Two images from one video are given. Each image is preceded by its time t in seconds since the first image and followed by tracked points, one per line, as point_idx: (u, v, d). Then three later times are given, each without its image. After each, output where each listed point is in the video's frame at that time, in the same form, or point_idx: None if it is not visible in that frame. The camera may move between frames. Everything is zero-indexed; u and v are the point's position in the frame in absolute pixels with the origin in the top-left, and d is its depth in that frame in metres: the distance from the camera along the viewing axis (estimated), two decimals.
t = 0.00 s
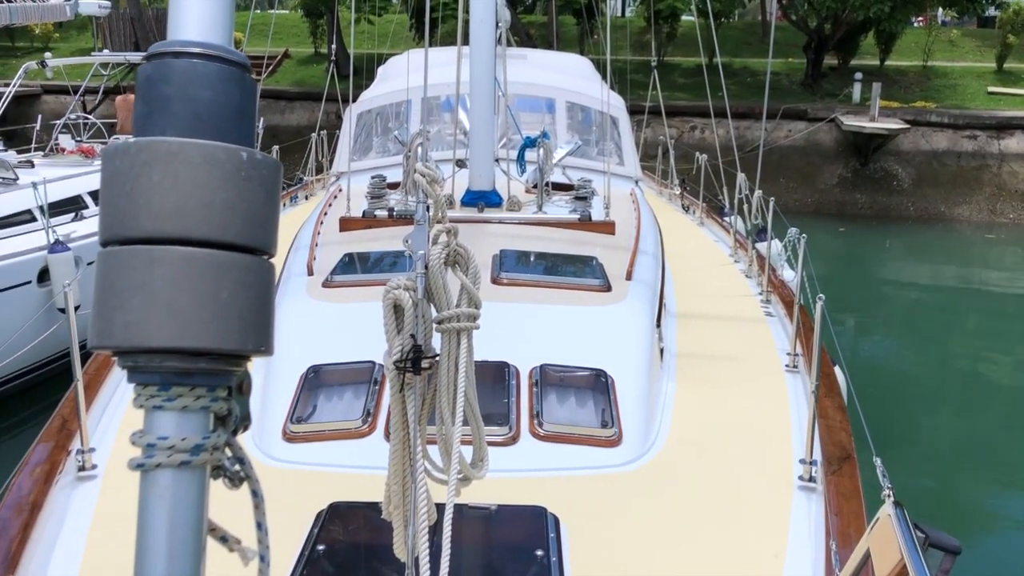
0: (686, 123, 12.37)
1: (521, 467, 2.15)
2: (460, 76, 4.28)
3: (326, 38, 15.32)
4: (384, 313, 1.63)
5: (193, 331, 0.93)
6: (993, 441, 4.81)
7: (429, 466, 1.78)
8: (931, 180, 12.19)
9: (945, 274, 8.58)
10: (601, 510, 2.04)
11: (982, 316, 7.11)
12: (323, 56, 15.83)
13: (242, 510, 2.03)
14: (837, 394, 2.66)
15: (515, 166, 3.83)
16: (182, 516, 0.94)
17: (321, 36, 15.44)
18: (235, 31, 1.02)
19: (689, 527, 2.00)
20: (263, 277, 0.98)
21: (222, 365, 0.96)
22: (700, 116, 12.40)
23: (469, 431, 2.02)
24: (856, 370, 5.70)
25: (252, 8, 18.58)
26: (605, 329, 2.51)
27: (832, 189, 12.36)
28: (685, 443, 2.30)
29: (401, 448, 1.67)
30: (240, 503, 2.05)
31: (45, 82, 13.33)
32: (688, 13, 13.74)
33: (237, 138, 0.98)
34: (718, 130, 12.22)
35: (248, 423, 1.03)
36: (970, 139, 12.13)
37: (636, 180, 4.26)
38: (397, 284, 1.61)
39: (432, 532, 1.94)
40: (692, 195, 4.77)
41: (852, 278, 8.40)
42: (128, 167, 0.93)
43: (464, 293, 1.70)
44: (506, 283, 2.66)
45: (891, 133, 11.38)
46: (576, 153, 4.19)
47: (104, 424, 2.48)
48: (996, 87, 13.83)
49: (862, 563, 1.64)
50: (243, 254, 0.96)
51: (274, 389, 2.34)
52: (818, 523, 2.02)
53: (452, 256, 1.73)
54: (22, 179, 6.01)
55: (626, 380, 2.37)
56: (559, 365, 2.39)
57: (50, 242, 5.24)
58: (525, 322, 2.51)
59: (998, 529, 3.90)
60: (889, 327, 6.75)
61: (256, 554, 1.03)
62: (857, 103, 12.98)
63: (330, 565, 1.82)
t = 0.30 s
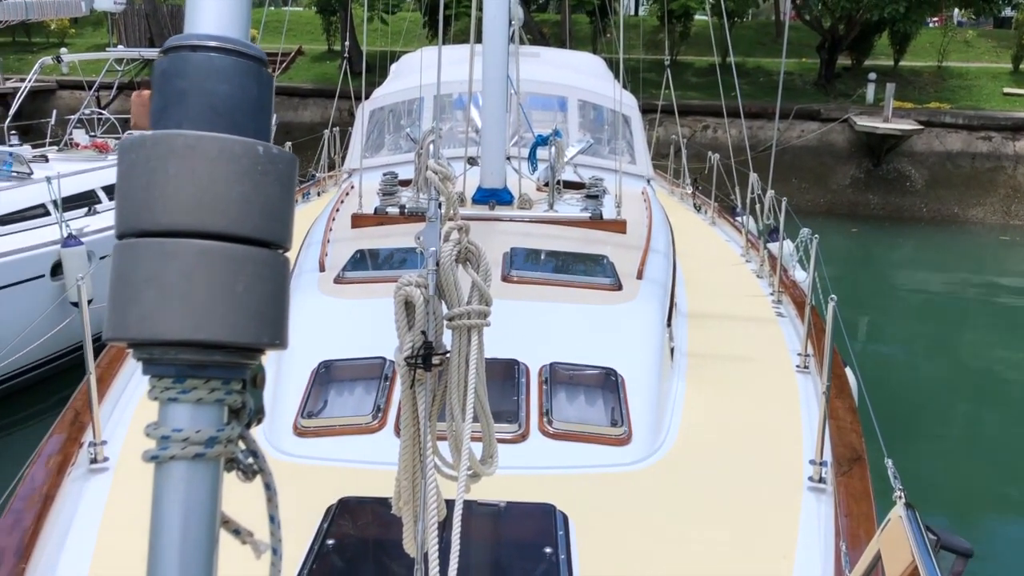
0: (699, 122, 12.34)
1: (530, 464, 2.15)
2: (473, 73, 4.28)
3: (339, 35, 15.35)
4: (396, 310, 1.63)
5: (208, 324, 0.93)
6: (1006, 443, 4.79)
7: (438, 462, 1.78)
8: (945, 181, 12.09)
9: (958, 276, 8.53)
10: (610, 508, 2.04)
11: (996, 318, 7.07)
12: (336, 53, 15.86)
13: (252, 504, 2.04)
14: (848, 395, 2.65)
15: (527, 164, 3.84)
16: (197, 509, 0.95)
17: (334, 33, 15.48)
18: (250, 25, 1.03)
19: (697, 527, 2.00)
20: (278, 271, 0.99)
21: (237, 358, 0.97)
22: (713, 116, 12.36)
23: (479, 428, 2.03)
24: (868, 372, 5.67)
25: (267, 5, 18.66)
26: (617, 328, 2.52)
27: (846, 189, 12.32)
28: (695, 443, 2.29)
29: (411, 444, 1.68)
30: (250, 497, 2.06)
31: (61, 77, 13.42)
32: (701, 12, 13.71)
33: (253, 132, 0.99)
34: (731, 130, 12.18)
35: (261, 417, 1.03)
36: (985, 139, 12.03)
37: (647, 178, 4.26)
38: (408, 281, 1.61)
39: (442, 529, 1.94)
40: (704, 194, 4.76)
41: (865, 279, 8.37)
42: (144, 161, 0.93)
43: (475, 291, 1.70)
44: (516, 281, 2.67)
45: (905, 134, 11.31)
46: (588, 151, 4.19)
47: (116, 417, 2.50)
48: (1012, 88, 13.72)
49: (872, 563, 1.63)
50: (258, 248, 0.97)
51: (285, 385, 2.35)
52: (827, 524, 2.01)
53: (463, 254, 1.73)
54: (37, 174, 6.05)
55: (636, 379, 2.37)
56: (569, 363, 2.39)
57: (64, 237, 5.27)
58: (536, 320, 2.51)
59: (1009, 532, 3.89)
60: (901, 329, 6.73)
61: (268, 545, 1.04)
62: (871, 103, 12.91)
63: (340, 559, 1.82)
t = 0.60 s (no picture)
0: (717, 120, 12.28)
1: (546, 462, 2.14)
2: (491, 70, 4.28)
3: (356, 31, 15.36)
4: (413, 305, 1.62)
5: (232, 317, 0.93)
6: None
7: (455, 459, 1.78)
8: (965, 181, 11.98)
9: (978, 277, 8.45)
10: (627, 507, 2.03)
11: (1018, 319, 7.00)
12: (353, 50, 15.89)
13: (268, 500, 2.04)
14: (867, 395, 2.63)
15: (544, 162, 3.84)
16: (219, 503, 0.95)
17: (351, 29, 15.50)
18: (276, 16, 1.02)
19: (714, 526, 1.99)
20: (303, 264, 0.99)
21: (261, 352, 0.96)
22: (730, 114, 12.30)
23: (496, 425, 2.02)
24: (887, 371, 5.64)
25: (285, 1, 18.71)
26: (635, 326, 2.51)
27: (863, 189, 12.25)
28: (712, 442, 2.28)
29: (428, 441, 1.67)
30: (266, 493, 2.06)
31: (80, 73, 13.51)
32: (718, 9, 13.65)
33: (279, 123, 0.98)
34: (749, 127, 12.11)
35: (284, 411, 1.03)
36: (1007, 138, 11.89)
37: (665, 176, 4.25)
38: (426, 277, 1.60)
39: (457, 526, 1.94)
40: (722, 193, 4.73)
41: (883, 279, 8.31)
42: (170, 151, 0.93)
43: (493, 287, 1.69)
44: (532, 278, 2.66)
45: (925, 133, 11.23)
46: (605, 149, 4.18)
47: (133, 411, 2.51)
48: None
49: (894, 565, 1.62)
50: (284, 240, 0.96)
51: (301, 381, 2.35)
52: (846, 525, 2.00)
53: (482, 249, 1.72)
54: (56, 169, 6.09)
55: (653, 377, 2.36)
56: (586, 361, 2.38)
57: (82, 232, 5.29)
58: (552, 318, 2.51)
59: None
60: (921, 328, 6.69)
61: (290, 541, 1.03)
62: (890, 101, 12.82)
63: (355, 556, 1.82)
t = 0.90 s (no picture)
0: (727, 122, 12.25)
1: (558, 466, 2.14)
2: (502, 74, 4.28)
3: (365, 36, 15.39)
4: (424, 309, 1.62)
5: (249, 322, 0.93)
6: None
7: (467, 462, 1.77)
8: (977, 182, 11.91)
9: (993, 279, 8.39)
10: (639, 511, 2.03)
11: None
12: (363, 55, 15.93)
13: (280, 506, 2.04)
14: (880, 398, 2.62)
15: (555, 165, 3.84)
16: (237, 509, 0.95)
17: (362, 35, 15.54)
18: (291, 18, 1.03)
19: (727, 530, 1.98)
20: (320, 268, 0.99)
21: (278, 357, 0.97)
22: (741, 116, 12.28)
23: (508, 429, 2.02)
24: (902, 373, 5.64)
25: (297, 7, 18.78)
26: (646, 329, 2.50)
27: (875, 190, 12.23)
28: (724, 445, 2.27)
29: (441, 445, 1.67)
30: (279, 498, 2.06)
31: (92, 79, 13.58)
32: (728, 12, 13.64)
33: (296, 127, 0.99)
34: (760, 130, 12.08)
35: (300, 416, 1.03)
36: (1019, 139, 11.74)
37: (675, 179, 4.24)
38: (437, 280, 1.60)
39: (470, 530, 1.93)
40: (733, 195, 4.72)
41: (895, 281, 8.28)
42: (186, 156, 0.93)
43: (504, 290, 1.69)
44: (543, 281, 2.66)
45: (937, 134, 11.19)
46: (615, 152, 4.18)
47: (145, 415, 2.52)
48: None
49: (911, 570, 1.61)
50: (301, 245, 0.97)
51: (313, 385, 2.35)
52: (860, 529, 1.99)
53: (493, 253, 1.73)
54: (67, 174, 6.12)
55: (664, 380, 2.36)
56: (597, 365, 2.38)
57: (93, 237, 5.31)
58: (563, 321, 2.50)
59: None
60: (935, 330, 6.67)
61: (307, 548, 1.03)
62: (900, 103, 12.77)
63: (367, 560, 1.82)
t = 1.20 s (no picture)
0: (727, 134, 12.29)
1: (563, 483, 2.12)
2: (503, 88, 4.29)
3: (366, 52, 15.44)
4: (427, 328, 1.60)
5: (252, 355, 0.92)
6: None
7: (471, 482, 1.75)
8: (977, 190, 11.94)
9: (995, 289, 8.40)
10: (646, 529, 2.01)
11: None
12: (363, 70, 15.97)
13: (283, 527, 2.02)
14: (886, 412, 2.60)
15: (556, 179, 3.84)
16: (239, 547, 0.93)
17: (362, 51, 15.59)
18: (292, 43, 1.01)
19: (733, 547, 1.96)
20: (323, 297, 0.97)
21: (280, 390, 0.95)
22: (741, 128, 12.30)
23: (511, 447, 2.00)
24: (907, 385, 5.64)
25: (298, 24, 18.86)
26: (649, 344, 2.49)
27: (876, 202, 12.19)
28: (729, 460, 2.26)
29: (444, 465, 1.65)
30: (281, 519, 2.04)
31: (93, 97, 13.60)
32: (726, 23, 13.70)
33: (298, 155, 0.97)
34: (760, 141, 12.10)
35: (303, 449, 1.01)
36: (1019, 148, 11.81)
37: (676, 192, 4.24)
38: (440, 298, 1.59)
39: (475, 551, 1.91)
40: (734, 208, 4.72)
41: (898, 292, 8.28)
42: (187, 186, 0.92)
43: (508, 308, 1.67)
44: (545, 296, 2.65)
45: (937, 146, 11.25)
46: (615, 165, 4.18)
47: (147, 436, 2.50)
48: None
49: None
50: (303, 275, 0.95)
51: (315, 405, 2.33)
52: (868, 545, 1.97)
53: (495, 270, 1.70)
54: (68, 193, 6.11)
55: (669, 396, 2.34)
56: (601, 381, 2.36)
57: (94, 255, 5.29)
58: (565, 336, 2.49)
59: None
60: (938, 341, 6.67)
61: None
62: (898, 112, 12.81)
63: None
